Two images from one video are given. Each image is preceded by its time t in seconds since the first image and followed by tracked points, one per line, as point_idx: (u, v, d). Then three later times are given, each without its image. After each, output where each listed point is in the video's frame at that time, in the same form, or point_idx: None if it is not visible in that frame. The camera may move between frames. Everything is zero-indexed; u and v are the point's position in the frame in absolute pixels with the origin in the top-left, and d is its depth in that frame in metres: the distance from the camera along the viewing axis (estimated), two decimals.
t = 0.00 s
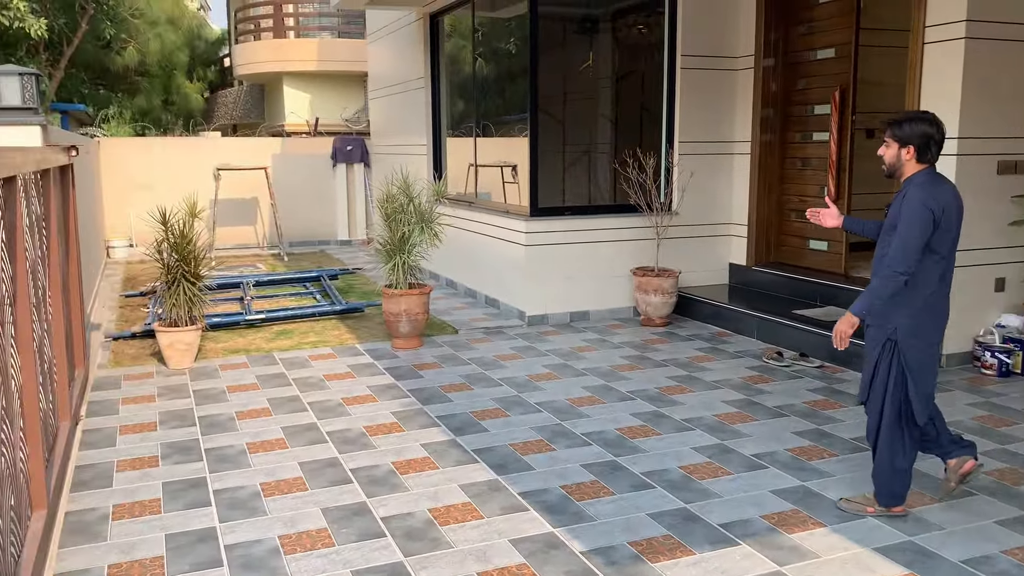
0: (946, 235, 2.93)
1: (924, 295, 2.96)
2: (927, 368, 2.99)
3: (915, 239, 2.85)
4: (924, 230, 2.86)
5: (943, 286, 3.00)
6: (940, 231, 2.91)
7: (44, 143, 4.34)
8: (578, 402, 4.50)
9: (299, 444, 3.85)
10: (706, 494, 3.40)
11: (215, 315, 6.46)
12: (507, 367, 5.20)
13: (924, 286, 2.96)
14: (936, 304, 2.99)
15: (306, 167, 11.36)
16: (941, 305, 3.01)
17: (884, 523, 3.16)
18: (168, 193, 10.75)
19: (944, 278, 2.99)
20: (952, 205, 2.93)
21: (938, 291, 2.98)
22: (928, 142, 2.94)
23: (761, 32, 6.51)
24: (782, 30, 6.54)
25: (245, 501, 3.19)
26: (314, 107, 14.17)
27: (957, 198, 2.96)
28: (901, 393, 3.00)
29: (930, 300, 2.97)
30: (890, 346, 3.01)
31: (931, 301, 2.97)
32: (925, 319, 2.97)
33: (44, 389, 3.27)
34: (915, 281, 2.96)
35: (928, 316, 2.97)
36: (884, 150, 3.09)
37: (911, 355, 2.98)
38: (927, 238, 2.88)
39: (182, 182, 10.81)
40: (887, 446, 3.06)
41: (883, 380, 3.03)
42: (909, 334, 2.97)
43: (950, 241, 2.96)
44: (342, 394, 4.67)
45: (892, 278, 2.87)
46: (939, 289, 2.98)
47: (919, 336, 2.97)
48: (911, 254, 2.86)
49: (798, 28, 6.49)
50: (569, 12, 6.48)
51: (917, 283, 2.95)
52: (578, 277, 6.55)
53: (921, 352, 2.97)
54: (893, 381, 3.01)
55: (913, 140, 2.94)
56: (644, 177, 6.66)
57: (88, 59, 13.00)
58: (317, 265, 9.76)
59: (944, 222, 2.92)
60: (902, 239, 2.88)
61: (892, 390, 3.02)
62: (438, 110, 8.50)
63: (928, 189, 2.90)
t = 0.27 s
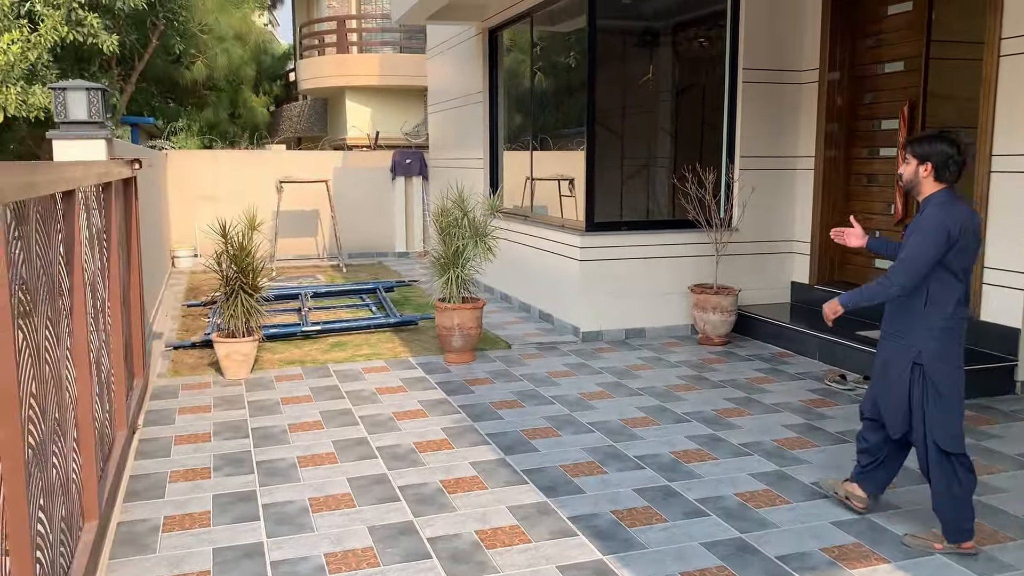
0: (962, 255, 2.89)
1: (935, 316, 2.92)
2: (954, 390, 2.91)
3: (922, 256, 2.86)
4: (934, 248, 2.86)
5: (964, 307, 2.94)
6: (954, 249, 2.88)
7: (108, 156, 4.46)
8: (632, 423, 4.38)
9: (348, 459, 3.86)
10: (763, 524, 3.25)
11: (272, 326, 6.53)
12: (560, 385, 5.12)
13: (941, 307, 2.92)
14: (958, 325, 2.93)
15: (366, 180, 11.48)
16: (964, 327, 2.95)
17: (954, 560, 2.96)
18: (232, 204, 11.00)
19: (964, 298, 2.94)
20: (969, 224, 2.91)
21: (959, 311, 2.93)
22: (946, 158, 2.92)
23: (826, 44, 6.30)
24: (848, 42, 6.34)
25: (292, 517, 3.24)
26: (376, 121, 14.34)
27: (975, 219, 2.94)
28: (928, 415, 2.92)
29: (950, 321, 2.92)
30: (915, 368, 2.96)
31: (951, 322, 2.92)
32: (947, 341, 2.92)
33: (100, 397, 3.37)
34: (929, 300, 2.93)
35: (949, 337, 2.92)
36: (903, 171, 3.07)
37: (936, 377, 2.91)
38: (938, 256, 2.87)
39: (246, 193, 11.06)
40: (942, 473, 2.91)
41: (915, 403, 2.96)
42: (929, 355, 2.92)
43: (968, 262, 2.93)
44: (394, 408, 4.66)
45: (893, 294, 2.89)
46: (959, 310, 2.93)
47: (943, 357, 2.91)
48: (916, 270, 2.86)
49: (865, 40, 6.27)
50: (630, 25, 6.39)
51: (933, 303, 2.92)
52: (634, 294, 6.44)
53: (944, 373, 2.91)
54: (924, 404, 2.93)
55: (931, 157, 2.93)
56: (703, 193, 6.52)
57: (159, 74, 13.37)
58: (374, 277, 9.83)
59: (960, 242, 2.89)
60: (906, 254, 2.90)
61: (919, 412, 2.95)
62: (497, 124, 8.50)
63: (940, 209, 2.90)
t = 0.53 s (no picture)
0: (947, 276, 2.85)
1: (921, 338, 2.86)
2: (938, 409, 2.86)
3: (909, 278, 2.80)
4: (919, 270, 2.80)
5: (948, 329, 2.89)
6: (938, 271, 2.84)
7: (149, 173, 4.53)
8: (668, 450, 4.27)
9: (378, 480, 3.83)
10: (802, 560, 3.09)
11: (310, 342, 6.56)
12: (596, 409, 5.01)
13: (928, 329, 2.85)
14: (942, 347, 2.87)
15: (407, 196, 11.54)
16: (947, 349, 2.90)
17: None
18: (275, 219, 11.14)
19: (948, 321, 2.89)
20: (951, 247, 2.87)
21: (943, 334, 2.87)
22: (928, 180, 2.88)
23: (874, 62, 6.13)
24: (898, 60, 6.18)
25: (319, 539, 3.21)
26: (418, 137, 14.44)
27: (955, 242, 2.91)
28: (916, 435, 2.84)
29: (935, 343, 2.86)
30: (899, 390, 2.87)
31: (936, 344, 2.86)
32: (931, 363, 2.86)
33: (132, 414, 3.39)
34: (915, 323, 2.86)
35: (934, 359, 2.85)
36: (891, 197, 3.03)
37: (920, 397, 2.84)
38: (923, 279, 2.81)
39: (289, 209, 11.19)
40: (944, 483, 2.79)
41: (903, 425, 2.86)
42: (914, 377, 2.85)
43: (951, 284, 2.88)
44: (427, 429, 4.62)
45: (886, 318, 2.81)
46: (943, 333, 2.87)
47: (925, 379, 2.85)
48: (902, 293, 2.81)
49: (917, 59, 6.08)
50: (673, 42, 6.30)
51: (919, 326, 2.85)
52: (673, 315, 6.32)
53: (929, 395, 2.84)
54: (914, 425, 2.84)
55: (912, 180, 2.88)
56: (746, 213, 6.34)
57: (208, 90, 13.64)
58: (414, 293, 9.83)
59: (943, 264, 2.85)
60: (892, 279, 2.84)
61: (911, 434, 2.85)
62: (537, 142, 8.46)
63: (924, 231, 2.85)
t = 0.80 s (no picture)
0: (922, 284, 2.86)
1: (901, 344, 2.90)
2: (895, 418, 2.94)
3: (887, 288, 2.81)
4: (896, 279, 2.81)
5: (920, 338, 2.93)
6: (915, 279, 2.85)
7: (172, 184, 4.56)
8: (690, 468, 4.18)
9: (394, 495, 3.79)
10: None
11: (332, 354, 6.55)
12: (617, 424, 4.93)
13: (898, 339, 2.89)
14: (911, 355, 2.92)
15: (432, 208, 11.54)
16: (917, 357, 2.94)
17: None
18: (301, 230, 11.20)
19: (920, 328, 2.92)
20: (926, 253, 2.89)
21: (913, 342, 2.92)
22: (899, 191, 2.92)
23: (905, 74, 6.02)
24: (930, 72, 6.04)
25: (332, 554, 3.18)
26: (445, 149, 14.47)
27: (930, 248, 2.92)
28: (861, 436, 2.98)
29: (903, 351, 2.91)
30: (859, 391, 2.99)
31: (910, 350, 2.91)
32: (896, 370, 2.92)
33: (148, 425, 3.38)
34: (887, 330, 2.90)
35: (900, 366, 2.91)
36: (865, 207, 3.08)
37: (877, 403, 2.94)
38: (906, 287, 2.83)
39: (315, 220, 11.25)
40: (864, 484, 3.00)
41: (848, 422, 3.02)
42: (875, 382, 2.94)
43: (926, 291, 2.90)
44: (446, 443, 4.57)
45: (879, 329, 2.81)
46: (913, 341, 2.91)
47: (896, 384, 2.93)
48: (890, 304, 2.81)
49: (949, 71, 5.94)
50: (701, 54, 6.23)
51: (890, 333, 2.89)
52: (697, 329, 6.22)
53: (886, 401, 2.93)
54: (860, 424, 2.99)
55: (882, 192, 2.92)
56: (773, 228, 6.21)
57: (237, 102, 13.80)
58: (438, 306, 9.81)
59: (920, 269, 2.87)
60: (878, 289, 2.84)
61: (857, 435, 2.99)
62: (562, 154, 8.42)
63: (900, 239, 2.85)
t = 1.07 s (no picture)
0: (880, 290, 2.91)
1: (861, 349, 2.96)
2: (859, 421, 2.98)
3: (842, 295, 2.88)
4: (850, 286, 2.88)
5: (884, 343, 2.96)
6: (870, 285, 2.90)
7: (183, 186, 4.56)
8: (703, 474, 4.13)
9: (403, 500, 3.76)
10: None
11: (343, 357, 6.53)
12: (629, 429, 4.88)
13: (856, 343, 2.95)
14: (874, 359, 2.96)
15: (445, 212, 11.53)
16: (881, 362, 2.98)
17: None
18: (314, 233, 11.22)
19: (883, 334, 2.96)
20: (885, 260, 2.93)
21: (875, 347, 2.96)
22: (861, 199, 2.97)
23: (921, 76, 5.89)
24: (947, 74, 5.87)
25: (341, 559, 3.15)
26: (457, 152, 14.46)
27: (891, 255, 2.96)
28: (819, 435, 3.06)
29: (865, 355, 2.96)
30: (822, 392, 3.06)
31: (871, 356, 2.96)
32: (858, 373, 2.97)
33: (156, 428, 3.36)
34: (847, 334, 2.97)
35: (862, 370, 2.96)
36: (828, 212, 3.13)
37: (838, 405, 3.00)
38: (861, 294, 2.89)
39: (327, 223, 11.26)
40: (799, 471, 3.11)
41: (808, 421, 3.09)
42: (838, 385, 2.99)
43: (887, 298, 2.94)
44: (456, 447, 4.54)
45: (835, 336, 2.87)
46: (875, 346, 2.96)
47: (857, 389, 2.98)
48: (845, 312, 2.87)
49: (966, 72, 5.78)
50: (715, 57, 6.19)
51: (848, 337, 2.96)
52: (711, 334, 6.16)
53: (848, 404, 2.98)
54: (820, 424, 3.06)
55: (842, 200, 2.97)
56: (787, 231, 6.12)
57: (251, 106, 13.86)
58: (450, 309, 9.78)
59: (876, 277, 2.91)
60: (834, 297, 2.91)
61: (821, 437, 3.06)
62: (574, 157, 8.38)
63: (857, 245, 2.92)
